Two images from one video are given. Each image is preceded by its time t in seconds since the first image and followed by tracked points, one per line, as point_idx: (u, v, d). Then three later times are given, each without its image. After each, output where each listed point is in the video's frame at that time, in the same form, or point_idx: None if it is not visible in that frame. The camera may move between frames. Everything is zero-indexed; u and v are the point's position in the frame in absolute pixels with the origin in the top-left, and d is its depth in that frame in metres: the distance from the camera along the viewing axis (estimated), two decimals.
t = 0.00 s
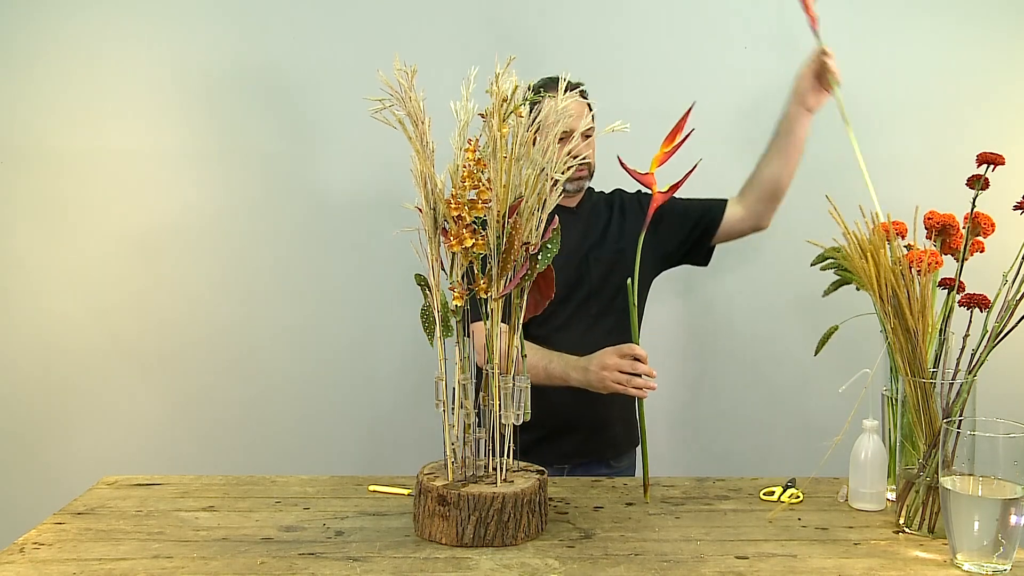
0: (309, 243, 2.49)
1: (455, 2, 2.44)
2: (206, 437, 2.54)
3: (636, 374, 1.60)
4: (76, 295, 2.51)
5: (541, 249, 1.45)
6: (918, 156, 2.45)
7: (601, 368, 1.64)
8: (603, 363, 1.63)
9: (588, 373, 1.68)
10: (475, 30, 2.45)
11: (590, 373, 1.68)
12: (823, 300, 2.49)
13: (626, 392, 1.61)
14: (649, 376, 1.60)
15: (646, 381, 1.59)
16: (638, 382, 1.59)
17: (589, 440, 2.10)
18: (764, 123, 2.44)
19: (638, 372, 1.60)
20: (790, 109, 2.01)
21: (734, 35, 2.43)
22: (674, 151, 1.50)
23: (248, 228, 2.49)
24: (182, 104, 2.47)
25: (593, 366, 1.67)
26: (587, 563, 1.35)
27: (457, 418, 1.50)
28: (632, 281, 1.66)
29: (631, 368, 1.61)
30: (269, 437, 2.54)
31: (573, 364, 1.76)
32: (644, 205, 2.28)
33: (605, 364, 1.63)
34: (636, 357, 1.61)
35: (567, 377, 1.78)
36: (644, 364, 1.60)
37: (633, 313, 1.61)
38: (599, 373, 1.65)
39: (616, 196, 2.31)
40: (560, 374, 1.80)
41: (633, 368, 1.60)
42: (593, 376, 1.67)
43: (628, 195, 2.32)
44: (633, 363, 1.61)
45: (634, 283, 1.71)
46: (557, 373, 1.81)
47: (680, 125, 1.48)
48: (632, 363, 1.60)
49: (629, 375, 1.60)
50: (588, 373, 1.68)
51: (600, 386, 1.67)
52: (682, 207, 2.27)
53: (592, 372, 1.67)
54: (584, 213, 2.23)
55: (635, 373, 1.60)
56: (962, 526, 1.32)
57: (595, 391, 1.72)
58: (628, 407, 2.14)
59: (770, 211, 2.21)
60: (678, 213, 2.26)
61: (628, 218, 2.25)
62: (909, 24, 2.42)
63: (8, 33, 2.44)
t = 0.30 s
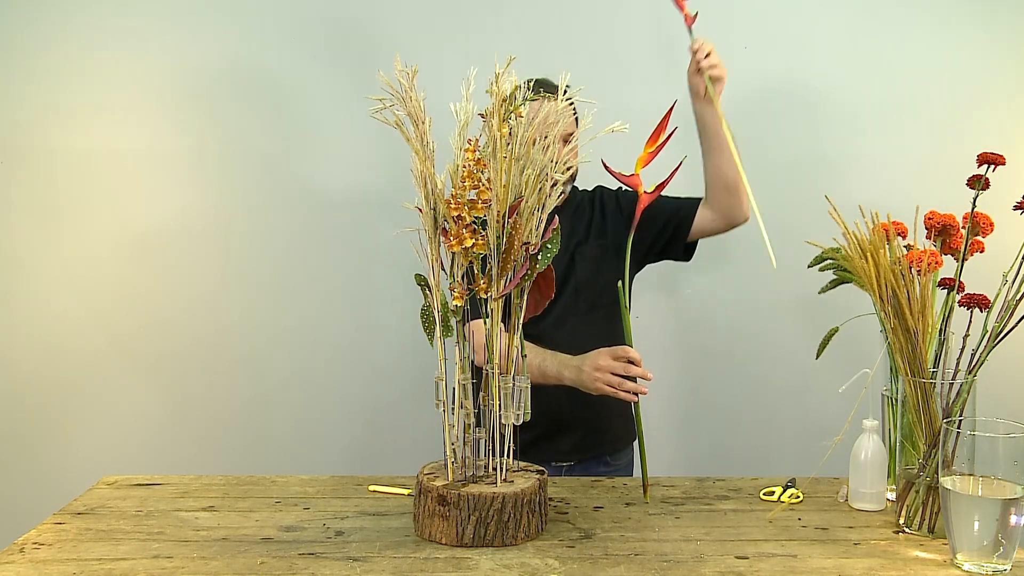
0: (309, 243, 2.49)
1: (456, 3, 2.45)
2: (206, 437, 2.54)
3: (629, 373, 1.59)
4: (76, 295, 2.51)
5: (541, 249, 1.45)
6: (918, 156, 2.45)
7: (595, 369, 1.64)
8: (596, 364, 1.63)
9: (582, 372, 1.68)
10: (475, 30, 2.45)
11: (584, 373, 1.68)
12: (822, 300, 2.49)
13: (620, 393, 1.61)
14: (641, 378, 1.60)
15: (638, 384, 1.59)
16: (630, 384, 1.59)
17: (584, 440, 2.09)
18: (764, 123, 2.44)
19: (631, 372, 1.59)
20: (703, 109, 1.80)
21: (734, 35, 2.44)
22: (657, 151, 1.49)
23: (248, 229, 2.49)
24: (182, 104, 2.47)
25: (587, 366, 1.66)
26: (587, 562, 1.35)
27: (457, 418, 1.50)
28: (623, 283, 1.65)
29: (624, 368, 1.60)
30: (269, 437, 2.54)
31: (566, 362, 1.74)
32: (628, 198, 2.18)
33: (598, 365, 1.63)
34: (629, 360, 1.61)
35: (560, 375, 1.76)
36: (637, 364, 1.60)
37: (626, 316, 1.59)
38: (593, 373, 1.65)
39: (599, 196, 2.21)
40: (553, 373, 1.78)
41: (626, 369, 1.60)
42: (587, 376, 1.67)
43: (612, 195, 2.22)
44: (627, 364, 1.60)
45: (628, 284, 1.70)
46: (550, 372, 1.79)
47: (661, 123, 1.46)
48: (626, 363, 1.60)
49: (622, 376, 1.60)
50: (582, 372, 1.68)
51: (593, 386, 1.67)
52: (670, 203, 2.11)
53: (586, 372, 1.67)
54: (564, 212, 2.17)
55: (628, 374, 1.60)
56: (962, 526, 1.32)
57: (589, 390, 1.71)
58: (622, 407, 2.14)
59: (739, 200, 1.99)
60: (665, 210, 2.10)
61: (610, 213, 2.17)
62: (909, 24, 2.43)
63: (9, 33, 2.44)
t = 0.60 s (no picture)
0: (309, 243, 2.49)
1: (456, 2, 2.45)
2: (206, 437, 2.54)
3: (633, 372, 1.60)
4: (76, 294, 2.51)
5: (541, 249, 1.45)
6: (918, 156, 2.45)
7: (601, 367, 1.64)
8: (601, 362, 1.64)
9: (587, 371, 1.68)
10: (475, 29, 2.45)
11: (589, 373, 1.67)
12: (823, 300, 2.48)
13: (624, 393, 1.61)
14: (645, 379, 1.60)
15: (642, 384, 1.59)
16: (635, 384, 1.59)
17: (581, 440, 2.10)
18: (764, 122, 2.44)
19: (636, 371, 1.59)
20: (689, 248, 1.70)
21: (734, 35, 2.44)
22: (669, 153, 1.49)
23: (248, 228, 2.49)
24: (182, 104, 2.47)
25: (591, 364, 1.66)
26: (587, 563, 1.35)
27: (457, 418, 1.50)
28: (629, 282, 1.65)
29: (630, 367, 1.60)
30: (270, 437, 2.54)
31: (569, 361, 1.73)
32: (630, 216, 2.13)
33: (603, 364, 1.63)
34: (634, 359, 1.61)
35: (563, 374, 1.75)
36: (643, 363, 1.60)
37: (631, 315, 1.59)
38: (598, 372, 1.64)
39: (602, 202, 2.16)
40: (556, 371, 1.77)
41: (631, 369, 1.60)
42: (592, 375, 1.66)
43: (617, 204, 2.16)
44: (632, 363, 1.60)
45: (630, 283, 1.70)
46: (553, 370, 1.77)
47: (674, 124, 1.47)
48: (631, 362, 1.60)
49: (628, 376, 1.60)
50: (587, 371, 1.68)
51: (597, 386, 1.67)
52: (659, 253, 2.10)
53: (590, 371, 1.66)
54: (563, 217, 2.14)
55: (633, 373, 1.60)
56: (962, 526, 1.32)
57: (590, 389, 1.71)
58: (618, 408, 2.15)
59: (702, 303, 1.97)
60: (652, 259, 2.09)
61: (609, 227, 2.12)
62: (909, 24, 2.42)
63: (9, 33, 2.45)
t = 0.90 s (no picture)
0: (309, 243, 2.49)
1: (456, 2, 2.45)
2: (206, 437, 2.54)
3: (632, 374, 1.59)
4: (76, 295, 2.51)
5: (541, 249, 1.45)
6: (918, 156, 2.45)
7: (601, 369, 1.64)
8: (601, 363, 1.64)
9: (586, 373, 1.68)
10: (475, 29, 2.45)
11: (588, 374, 1.67)
12: (823, 300, 2.48)
13: (625, 393, 1.61)
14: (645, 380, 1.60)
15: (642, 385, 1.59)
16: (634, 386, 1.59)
17: (578, 441, 2.10)
18: (764, 122, 2.44)
19: (635, 373, 1.59)
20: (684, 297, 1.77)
21: (734, 35, 2.44)
22: (670, 154, 1.49)
23: (248, 228, 2.49)
24: (182, 104, 2.47)
25: (591, 365, 1.66)
26: (587, 563, 1.35)
27: (457, 418, 1.50)
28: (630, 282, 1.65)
29: (629, 370, 1.60)
30: (270, 437, 2.54)
31: (569, 361, 1.73)
32: (632, 223, 2.13)
33: (603, 364, 1.63)
34: (634, 359, 1.61)
35: (563, 375, 1.75)
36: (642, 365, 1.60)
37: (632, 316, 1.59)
38: (597, 373, 1.64)
39: (604, 207, 2.16)
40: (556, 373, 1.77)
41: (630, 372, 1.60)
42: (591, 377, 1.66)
43: (620, 208, 2.17)
44: (632, 364, 1.60)
45: (631, 283, 1.70)
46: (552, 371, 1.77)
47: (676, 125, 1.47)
48: (631, 364, 1.60)
49: (627, 379, 1.60)
50: (586, 373, 1.68)
51: (597, 387, 1.67)
52: (655, 267, 2.10)
53: (590, 373, 1.66)
54: (565, 219, 2.13)
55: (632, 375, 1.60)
56: (962, 526, 1.32)
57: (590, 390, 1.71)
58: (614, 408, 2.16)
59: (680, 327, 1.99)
60: (647, 272, 2.09)
61: (611, 231, 2.12)
62: (908, 23, 2.42)
63: (10, 34, 2.45)
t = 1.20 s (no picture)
0: (309, 243, 2.49)
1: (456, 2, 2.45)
2: (206, 437, 2.54)
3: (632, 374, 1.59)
4: (75, 295, 2.51)
5: (541, 249, 1.45)
6: (919, 156, 2.45)
7: (600, 369, 1.64)
8: (601, 364, 1.64)
9: (586, 373, 1.67)
10: (475, 29, 2.45)
11: (588, 374, 1.67)
12: (823, 300, 2.48)
13: (625, 394, 1.61)
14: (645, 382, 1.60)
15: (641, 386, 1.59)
16: (633, 387, 1.59)
17: (577, 440, 2.10)
18: (765, 122, 2.44)
19: (634, 373, 1.59)
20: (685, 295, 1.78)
21: (734, 35, 2.44)
22: (669, 154, 1.48)
23: (248, 228, 2.49)
24: (182, 104, 2.47)
25: (591, 365, 1.66)
26: (586, 562, 1.35)
27: (457, 418, 1.50)
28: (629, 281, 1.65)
29: (628, 370, 1.60)
30: (270, 437, 2.54)
31: (569, 362, 1.72)
32: (632, 223, 2.13)
33: (603, 365, 1.63)
34: (634, 360, 1.60)
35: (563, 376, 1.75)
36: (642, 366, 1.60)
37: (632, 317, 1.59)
38: (598, 373, 1.64)
39: (605, 207, 2.16)
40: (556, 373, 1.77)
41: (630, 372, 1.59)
42: (591, 377, 1.66)
43: (620, 207, 2.16)
44: (631, 365, 1.60)
45: (631, 283, 1.70)
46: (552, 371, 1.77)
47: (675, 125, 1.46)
48: (631, 365, 1.60)
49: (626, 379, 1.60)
50: (586, 373, 1.68)
51: (596, 387, 1.67)
52: (655, 267, 2.10)
53: (590, 374, 1.66)
54: (565, 219, 2.13)
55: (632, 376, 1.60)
56: (962, 526, 1.32)
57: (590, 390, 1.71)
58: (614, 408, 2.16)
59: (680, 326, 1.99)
60: (647, 273, 2.09)
61: (612, 231, 2.12)
62: (909, 23, 2.42)
63: (10, 34, 2.44)
